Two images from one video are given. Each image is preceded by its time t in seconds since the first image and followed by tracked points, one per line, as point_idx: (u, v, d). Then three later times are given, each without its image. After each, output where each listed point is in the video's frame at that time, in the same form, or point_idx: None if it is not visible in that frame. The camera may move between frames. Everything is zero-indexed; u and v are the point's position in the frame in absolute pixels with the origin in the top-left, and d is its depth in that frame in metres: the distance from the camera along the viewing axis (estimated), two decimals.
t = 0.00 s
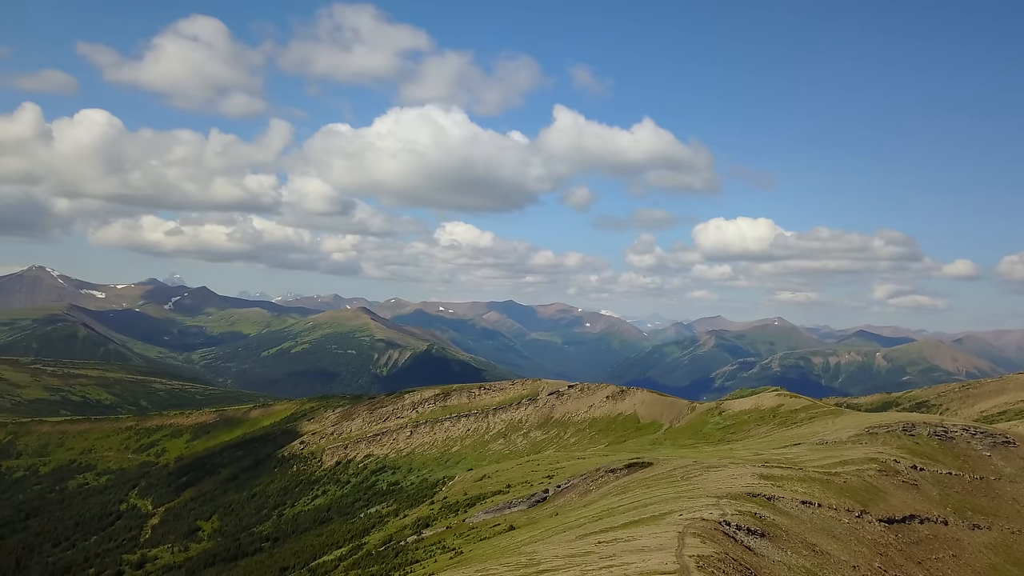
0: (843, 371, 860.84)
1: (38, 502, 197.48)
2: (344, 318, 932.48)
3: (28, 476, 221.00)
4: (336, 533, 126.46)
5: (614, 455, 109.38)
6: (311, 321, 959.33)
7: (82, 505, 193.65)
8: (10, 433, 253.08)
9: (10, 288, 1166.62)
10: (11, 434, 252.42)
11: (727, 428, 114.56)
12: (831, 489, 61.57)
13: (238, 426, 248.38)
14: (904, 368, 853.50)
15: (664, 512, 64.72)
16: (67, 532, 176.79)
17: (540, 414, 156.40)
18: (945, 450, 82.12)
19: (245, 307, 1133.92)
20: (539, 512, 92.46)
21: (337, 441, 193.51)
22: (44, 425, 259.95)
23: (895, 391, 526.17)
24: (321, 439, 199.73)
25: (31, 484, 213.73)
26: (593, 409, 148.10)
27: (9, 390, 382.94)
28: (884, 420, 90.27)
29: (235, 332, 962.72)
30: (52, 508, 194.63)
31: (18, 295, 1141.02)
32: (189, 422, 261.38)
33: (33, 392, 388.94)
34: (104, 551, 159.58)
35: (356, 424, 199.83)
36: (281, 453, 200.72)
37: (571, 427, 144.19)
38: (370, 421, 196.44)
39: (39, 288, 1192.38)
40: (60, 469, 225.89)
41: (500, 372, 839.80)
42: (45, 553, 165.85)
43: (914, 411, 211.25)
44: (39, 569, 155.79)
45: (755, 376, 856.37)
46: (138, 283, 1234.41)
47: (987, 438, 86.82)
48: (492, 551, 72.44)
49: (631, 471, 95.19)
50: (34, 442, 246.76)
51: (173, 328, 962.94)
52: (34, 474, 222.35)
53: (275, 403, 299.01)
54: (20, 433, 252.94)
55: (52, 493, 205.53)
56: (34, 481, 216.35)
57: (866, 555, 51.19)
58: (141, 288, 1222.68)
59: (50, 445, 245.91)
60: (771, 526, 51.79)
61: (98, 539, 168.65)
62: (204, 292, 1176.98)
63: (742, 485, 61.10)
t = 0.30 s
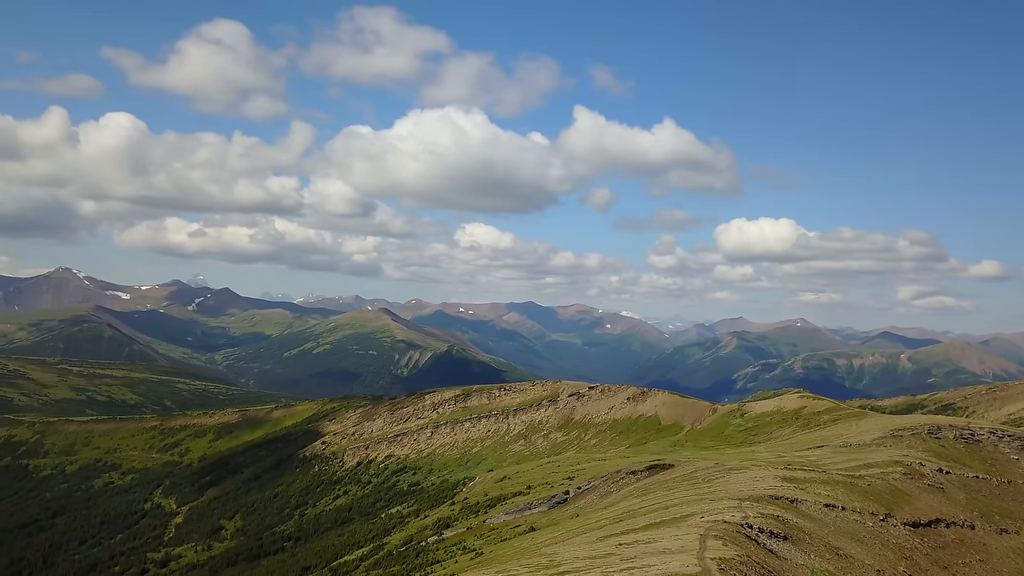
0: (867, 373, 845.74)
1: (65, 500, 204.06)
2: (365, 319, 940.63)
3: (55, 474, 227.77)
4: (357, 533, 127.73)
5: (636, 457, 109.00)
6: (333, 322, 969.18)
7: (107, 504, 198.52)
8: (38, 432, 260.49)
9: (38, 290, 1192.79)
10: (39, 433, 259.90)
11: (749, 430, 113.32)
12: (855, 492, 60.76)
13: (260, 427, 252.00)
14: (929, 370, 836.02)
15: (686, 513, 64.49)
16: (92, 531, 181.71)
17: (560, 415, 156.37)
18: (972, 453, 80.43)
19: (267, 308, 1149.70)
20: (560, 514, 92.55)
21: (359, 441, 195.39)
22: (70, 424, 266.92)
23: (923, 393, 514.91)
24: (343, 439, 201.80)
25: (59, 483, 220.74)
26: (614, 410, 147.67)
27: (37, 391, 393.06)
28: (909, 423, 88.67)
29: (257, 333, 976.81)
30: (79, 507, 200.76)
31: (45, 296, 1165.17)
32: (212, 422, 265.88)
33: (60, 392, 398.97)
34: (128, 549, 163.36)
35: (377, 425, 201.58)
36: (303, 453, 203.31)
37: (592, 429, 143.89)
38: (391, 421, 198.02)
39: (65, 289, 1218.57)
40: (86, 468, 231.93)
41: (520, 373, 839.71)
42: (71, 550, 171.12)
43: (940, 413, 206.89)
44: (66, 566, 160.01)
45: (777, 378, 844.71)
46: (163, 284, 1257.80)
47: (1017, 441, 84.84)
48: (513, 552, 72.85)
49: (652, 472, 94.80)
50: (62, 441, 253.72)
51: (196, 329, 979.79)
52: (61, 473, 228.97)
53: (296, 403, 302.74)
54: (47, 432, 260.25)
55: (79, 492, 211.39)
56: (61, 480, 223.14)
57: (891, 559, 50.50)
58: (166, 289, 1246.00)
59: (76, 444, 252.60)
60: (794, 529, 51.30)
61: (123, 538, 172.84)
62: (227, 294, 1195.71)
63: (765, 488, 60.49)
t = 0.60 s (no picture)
0: (894, 375, 829.24)
1: (93, 498, 209.87)
2: (387, 320, 948.61)
3: (84, 473, 234.16)
4: (379, 534, 129.09)
5: (658, 459, 108.49)
6: (355, 323, 978.88)
7: (135, 502, 203.55)
8: (66, 430, 267.81)
9: (67, 292, 1220.81)
10: (67, 432, 267.17)
11: (773, 432, 111.97)
12: (881, 495, 59.89)
13: (283, 428, 255.49)
14: (958, 372, 817.63)
15: (709, 516, 64.18)
16: (120, 529, 186.65)
17: (582, 416, 156.11)
18: (1001, 457, 78.72)
19: (291, 309, 1165.48)
20: (582, 515, 92.67)
21: (381, 441, 197.34)
22: (98, 424, 273.77)
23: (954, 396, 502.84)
24: (365, 440, 204.01)
25: (87, 481, 227.07)
26: (636, 412, 146.99)
27: (65, 391, 403.08)
28: (937, 426, 86.96)
29: (281, 334, 990.69)
30: (106, 505, 206.40)
31: (73, 297, 1191.92)
32: (236, 422, 270.34)
33: (87, 392, 408.54)
34: (154, 548, 167.34)
35: (400, 425, 203.31)
36: (326, 454, 205.87)
37: (614, 430, 143.40)
38: (413, 422, 199.52)
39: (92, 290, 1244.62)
40: (113, 467, 237.72)
41: (542, 374, 839.09)
42: (99, 548, 176.22)
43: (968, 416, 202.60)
44: (94, 564, 164.74)
45: (801, 379, 832.13)
46: (188, 285, 1281.41)
47: None
48: (535, 553, 73.25)
49: (675, 475, 94.36)
50: (89, 440, 260.43)
51: (221, 330, 996.44)
52: (89, 471, 235.27)
53: (319, 404, 306.62)
54: (76, 431, 267.33)
55: (106, 490, 217.14)
56: (89, 479, 229.43)
57: (918, 565, 49.82)
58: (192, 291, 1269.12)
59: (103, 443, 258.71)
60: (819, 533, 50.75)
61: (149, 536, 177.13)
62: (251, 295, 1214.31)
63: (790, 490, 59.98)
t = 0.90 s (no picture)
0: (923, 378, 810.20)
1: (122, 498, 215.62)
2: (411, 321, 955.94)
3: (113, 472, 240.66)
4: (403, 534, 130.44)
5: (683, 461, 107.72)
6: (380, 324, 988.68)
7: (163, 501, 208.46)
8: (95, 430, 275.46)
9: (97, 293, 1251.84)
10: (97, 431, 274.70)
11: (799, 435, 110.52)
12: (909, 499, 59.00)
13: (308, 428, 259.06)
14: (989, 375, 795.97)
15: (734, 519, 63.78)
16: (148, 527, 191.53)
17: (606, 418, 155.72)
18: None
19: (316, 310, 1181.08)
20: (606, 517, 92.60)
21: (405, 442, 199.15)
22: (126, 423, 280.81)
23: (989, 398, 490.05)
24: (389, 441, 206.11)
25: (116, 480, 233.48)
26: (660, 414, 146.10)
27: (95, 391, 413.93)
28: (967, 429, 85.15)
29: (307, 336, 1004.69)
30: (134, 504, 212.08)
31: (102, 298, 1220.74)
32: (262, 422, 275.03)
33: (117, 392, 418.92)
34: (181, 546, 171.41)
35: (424, 426, 204.90)
36: (350, 454, 208.44)
37: (638, 433, 142.82)
38: (437, 423, 200.93)
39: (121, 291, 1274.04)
40: (142, 467, 243.70)
41: (565, 376, 837.60)
42: (127, 546, 181.25)
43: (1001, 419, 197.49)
44: (123, 562, 169.54)
45: (827, 381, 817.30)
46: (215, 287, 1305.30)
47: None
48: (559, 555, 73.47)
49: (699, 477, 93.73)
50: (118, 440, 267.37)
51: (247, 331, 1014.05)
52: (118, 471, 241.81)
53: (343, 405, 310.37)
54: (105, 431, 274.64)
55: (135, 489, 222.95)
56: (118, 478, 235.85)
57: (949, 570, 49.00)
58: (220, 292, 1293.47)
59: (132, 442, 265.40)
60: (846, 537, 50.25)
61: (176, 534, 181.52)
62: (276, 296, 1233.41)
63: (816, 494, 59.36)
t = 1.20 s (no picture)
0: (956, 380, 787.30)
1: (152, 497, 221.73)
2: (438, 322, 962.80)
3: (144, 471, 247.63)
4: (429, 535, 131.79)
5: (710, 464, 106.91)
6: (406, 325, 997.65)
7: (193, 500, 213.60)
8: (127, 430, 283.45)
9: (129, 295, 1284.46)
10: (128, 431, 282.84)
11: (829, 438, 108.82)
12: (942, 503, 57.92)
13: (335, 429, 262.68)
14: None
15: (762, 522, 63.34)
16: (178, 526, 196.50)
17: (632, 420, 155.05)
18: None
19: (343, 311, 1196.92)
20: (632, 520, 92.47)
21: (432, 443, 200.89)
22: (157, 423, 288.40)
23: None
24: (416, 442, 208.16)
25: (147, 479, 240.04)
26: (687, 417, 145.04)
27: (127, 391, 426.51)
28: (1002, 433, 83.10)
29: (334, 337, 1018.65)
30: (165, 503, 217.78)
31: (134, 300, 1253.37)
32: (290, 423, 279.96)
33: (148, 393, 430.71)
34: (210, 545, 175.58)
35: (450, 427, 206.42)
36: (377, 455, 210.88)
37: (665, 435, 141.99)
38: (463, 424, 202.31)
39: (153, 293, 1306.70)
40: (172, 466, 250.21)
41: (592, 378, 834.24)
42: (158, 545, 186.40)
43: None
44: (154, 560, 174.35)
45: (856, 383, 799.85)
46: (244, 289, 1331.07)
47: None
48: (586, 557, 73.75)
49: (727, 480, 92.99)
50: (149, 439, 274.95)
51: (275, 332, 1033.01)
52: (149, 470, 248.62)
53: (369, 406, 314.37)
54: (136, 431, 282.61)
55: (165, 488, 229.03)
56: (149, 477, 242.51)
57: None
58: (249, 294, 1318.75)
59: (162, 442, 272.57)
60: (877, 541, 49.72)
61: (206, 533, 185.98)
62: (303, 298, 1253.34)
63: (846, 497, 58.68)
